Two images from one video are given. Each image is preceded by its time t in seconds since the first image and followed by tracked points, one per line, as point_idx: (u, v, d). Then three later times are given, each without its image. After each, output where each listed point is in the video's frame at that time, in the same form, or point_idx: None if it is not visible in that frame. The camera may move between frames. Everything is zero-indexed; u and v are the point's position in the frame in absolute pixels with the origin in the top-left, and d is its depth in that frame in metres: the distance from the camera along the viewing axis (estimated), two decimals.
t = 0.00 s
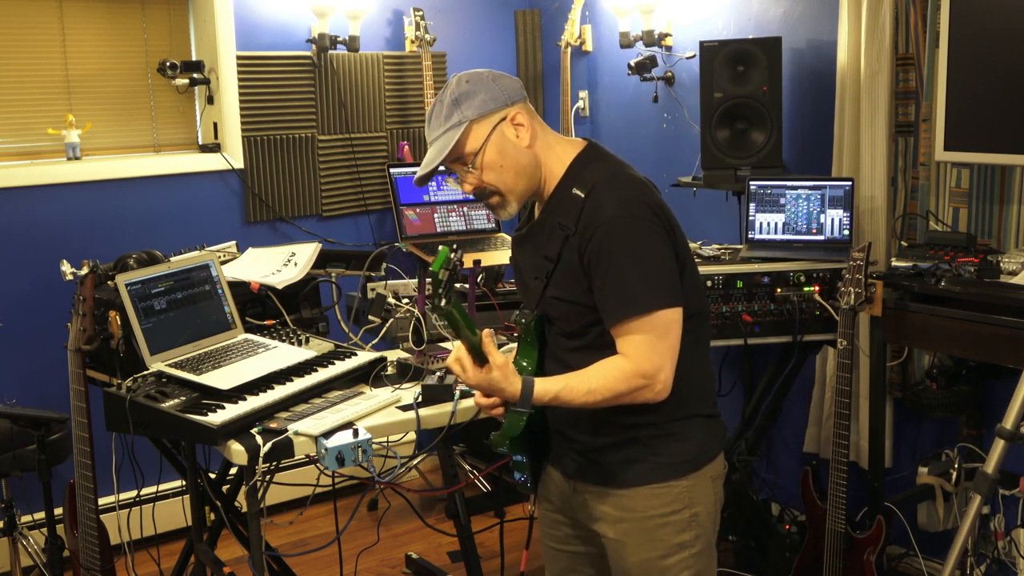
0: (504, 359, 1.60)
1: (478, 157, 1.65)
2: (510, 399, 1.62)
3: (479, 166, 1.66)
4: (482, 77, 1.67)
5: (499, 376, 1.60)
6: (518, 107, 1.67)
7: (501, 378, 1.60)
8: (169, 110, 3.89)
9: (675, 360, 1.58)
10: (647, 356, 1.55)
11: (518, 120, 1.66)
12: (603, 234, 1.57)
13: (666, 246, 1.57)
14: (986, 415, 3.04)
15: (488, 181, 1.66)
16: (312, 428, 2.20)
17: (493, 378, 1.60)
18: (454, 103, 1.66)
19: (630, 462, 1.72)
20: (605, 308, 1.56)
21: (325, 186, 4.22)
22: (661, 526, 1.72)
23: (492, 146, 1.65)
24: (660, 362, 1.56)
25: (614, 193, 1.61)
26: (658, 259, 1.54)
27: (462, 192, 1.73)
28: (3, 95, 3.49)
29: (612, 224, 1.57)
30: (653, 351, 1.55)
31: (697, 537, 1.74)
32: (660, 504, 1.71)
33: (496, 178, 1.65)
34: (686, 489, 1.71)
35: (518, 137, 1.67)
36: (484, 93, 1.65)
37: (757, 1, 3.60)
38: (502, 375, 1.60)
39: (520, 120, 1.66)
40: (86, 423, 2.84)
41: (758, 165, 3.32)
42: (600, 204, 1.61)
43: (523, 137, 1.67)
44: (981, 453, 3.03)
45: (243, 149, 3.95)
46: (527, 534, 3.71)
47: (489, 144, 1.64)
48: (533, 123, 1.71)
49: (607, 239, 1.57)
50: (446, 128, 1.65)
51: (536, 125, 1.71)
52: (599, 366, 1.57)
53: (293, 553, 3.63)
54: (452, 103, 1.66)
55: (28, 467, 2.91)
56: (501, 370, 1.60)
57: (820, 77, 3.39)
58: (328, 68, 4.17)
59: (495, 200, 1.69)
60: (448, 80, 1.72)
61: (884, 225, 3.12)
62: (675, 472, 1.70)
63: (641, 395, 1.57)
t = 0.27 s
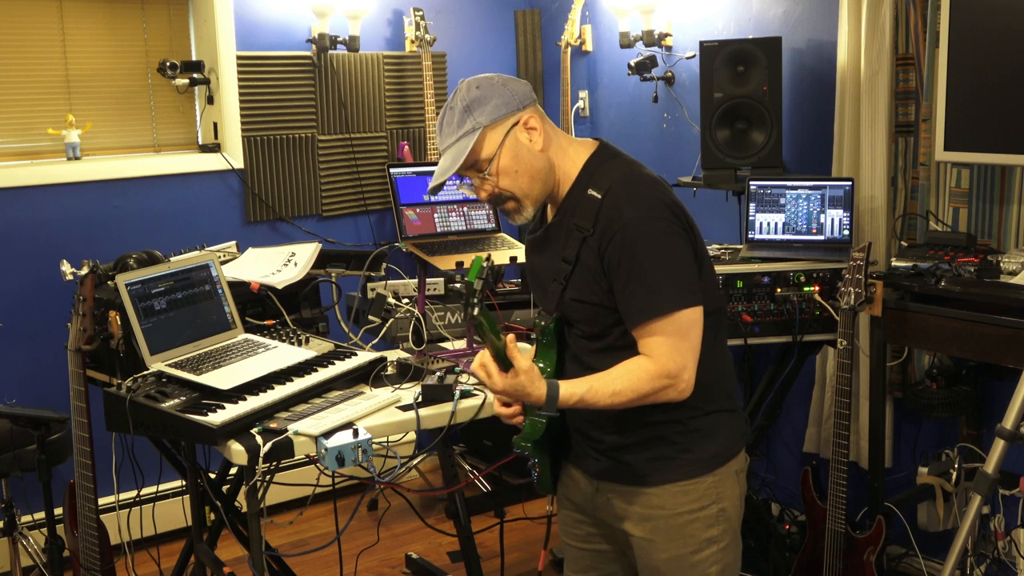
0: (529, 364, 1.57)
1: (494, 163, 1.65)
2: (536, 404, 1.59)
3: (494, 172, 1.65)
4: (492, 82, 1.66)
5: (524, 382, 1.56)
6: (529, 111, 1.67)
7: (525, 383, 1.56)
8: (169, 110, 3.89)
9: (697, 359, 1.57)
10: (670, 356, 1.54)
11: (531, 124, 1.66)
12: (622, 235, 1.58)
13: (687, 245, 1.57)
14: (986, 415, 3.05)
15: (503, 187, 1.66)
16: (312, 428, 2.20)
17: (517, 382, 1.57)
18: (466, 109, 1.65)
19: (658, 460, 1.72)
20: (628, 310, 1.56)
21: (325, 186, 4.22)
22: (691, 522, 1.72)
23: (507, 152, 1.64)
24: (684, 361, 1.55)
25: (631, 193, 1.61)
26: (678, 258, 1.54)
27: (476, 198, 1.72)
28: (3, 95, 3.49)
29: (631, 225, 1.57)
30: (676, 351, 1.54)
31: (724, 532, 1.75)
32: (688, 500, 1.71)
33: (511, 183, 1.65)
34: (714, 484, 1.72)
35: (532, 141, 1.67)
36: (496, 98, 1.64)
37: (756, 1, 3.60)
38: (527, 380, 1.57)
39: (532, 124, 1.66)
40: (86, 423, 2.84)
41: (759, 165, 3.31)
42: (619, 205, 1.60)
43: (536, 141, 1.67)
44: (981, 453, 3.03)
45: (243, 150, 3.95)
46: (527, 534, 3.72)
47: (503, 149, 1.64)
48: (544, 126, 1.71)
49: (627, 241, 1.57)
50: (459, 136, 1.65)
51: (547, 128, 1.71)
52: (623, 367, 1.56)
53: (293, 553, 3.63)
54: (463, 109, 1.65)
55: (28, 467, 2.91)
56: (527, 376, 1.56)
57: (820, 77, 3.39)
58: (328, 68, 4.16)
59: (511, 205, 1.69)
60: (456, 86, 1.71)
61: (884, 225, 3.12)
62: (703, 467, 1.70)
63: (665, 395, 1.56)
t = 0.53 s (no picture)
0: (557, 368, 1.57)
1: (515, 167, 1.65)
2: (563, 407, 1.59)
3: (515, 176, 1.65)
4: (510, 86, 1.67)
5: (552, 386, 1.57)
6: (548, 114, 1.68)
7: (553, 387, 1.57)
8: (169, 110, 3.89)
9: (721, 358, 1.57)
10: (695, 355, 1.54)
11: (551, 127, 1.67)
12: (645, 235, 1.57)
13: (710, 245, 1.57)
14: (986, 415, 3.05)
15: (525, 190, 1.66)
16: (312, 428, 2.20)
17: (545, 387, 1.57)
18: (485, 114, 1.65)
19: (685, 460, 1.71)
20: (651, 310, 1.56)
21: (325, 186, 4.22)
22: (721, 520, 1.72)
23: (527, 155, 1.65)
24: (709, 361, 1.55)
25: (653, 193, 1.61)
26: (701, 258, 1.54)
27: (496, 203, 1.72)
28: (4, 95, 3.49)
29: (654, 225, 1.56)
30: (701, 351, 1.54)
31: (752, 529, 1.75)
32: (717, 500, 1.71)
33: (533, 186, 1.65)
34: (742, 482, 1.72)
35: (551, 144, 1.67)
36: (515, 102, 1.65)
37: (757, 1, 3.60)
38: (554, 383, 1.57)
39: (552, 127, 1.66)
40: (86, 423, 2.84)
41: (759, 165, 3.31)
42: (641, 206, 1.60)
43: (556, 144, 1.67)
44: (981, 453, 3.03)
45: (243, 150, 3.95)
46: (527, 533, 3.72)
47: (524, 153, 1.64)
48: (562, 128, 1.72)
49: (650, 240, 1.56)
50: (479, 140, 1.65)
51: (566, 131, 1.71)
52: (648, 368, 1.56)
53: (293, 553, 3.63)
54: (483, 114, 1.65)
55: (28, 467, 2.91)
56: (555, 379, 1.56)
57: (820, 77, 3.39)
58: (328, 68, 4.16)
59: (533, 208, 1.68)
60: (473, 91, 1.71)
61: (884, 225, 3.12)
62: (731, 466, 1.71)
63: (691, 395, 1.56)
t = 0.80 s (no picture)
0: (585, 371, 1.57)
1: (539, 170, 1.64)
2: (591, 409, 1.59)
3: (539, 180, 1.65)
4: (533, 90, 1.67)
5: (580, 390, 1.57)
6: (571, 116, 1.67)
7: (580, 391, 1.57)
8: (169, 110, 3.89)
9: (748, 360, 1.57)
10: (724, 357, 1.54)
11: (574, 129, 1.66)
12: (672, 236, 1.57)
13: (737, 246, 1.57)
14: (986, 415, 3.05)
15: (550, 193, 1.65)
16: (312, 428, 2.20)
17: (573, 391, 1.57)
18: (508, 119, 1.66)
19: (712, 462, 1.71)
20: (679, 311, 1.56)
21: (325, 186, 4.22)
22: (747, 521, 1.72)
23: (551, 158, 1.64)
24: (737, 362, 1.55)
25: (680, 194, 1.61)
26: (729, 259, 1.54)
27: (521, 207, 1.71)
28: (4, 95, 3.49)
29: (681, 225, 1.56)
30: (728, 353, 1.54)
31: (777, 530, 1.75)
32: (744, 501, 1.71)
33: (558, 189, 1.65)
34: (768, 483, 1.72)
35: (575, 147, 1.66)
36: (538, 106, 1.65)
37: (757, 1, 3.60)
38: (582, 387, 1.57)
39: (576, 129, 1.66)
40: (85, 423, 2.84)
41: (759, 165, 3.31)
42: (667, 207, 1.60)
43: (580, 147, 1.67)
44: (981, 453, 3.03)
45: (243, 150, 3.95)
46: (528, 533, 3.72)
47: (548, 156, 1.64)
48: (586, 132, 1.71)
49: (677, 241, 1.56)
50: (503, 145, 1.65)
51: (589, 134, 1.71)
52: (676, 370, 1.56)
53: (293, 553, 3.63)
54: (506, 119, 1.66)
55: (28, 467, 2.91)
56: (583, 382, 1.57)
57: (820, 77, 3.39)
58: (328, 68, 4.16)
59: (557, 211, 1.68)
60: (495, 96, 1.72)
61: (884, 225, 3.12)
62: (758, 467, 1.70)
63: (718, 397, 1.56)
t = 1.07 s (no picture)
0: (607, 364, 1.55)
1: (566, 164, 1.64)
2: (610, 405, 1.57)
3: (565, 174, 1.65)
4: (560, 84, 1.67)
5: (602, 383, 1.54)
6: (598, 112, 1.67)
7: (603, 383, 1.54)
8: (169, 110, 3.89)
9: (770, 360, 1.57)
10: (746, 356, 1.54)
11: (601, 124, 1.66)
12: (698, 233, 1.57)
13: (762, 246, 1.57)
14: (986, 415, 3.05)
15: (576, 187, 1.65)
16: (312, 428, 2.20)
17: (595, 383, 1.54)
18: (535, 112, 1.65)
19: (730, 464, 1.71)
20: (703, 308, 1.55)
21: (325, 186, 4.22)
22: (763, 525, 1.72)
23: (578, 153, 1.64)
24: (759, 362, 1.55)
25: (705, 192, 1.61)
26: (754, 257, 1.54)
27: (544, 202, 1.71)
28: (3, 95, 3.49)
29: (707, 223, 1.56)
30: (751, 352, 1.54)
31: (792, 533, 1.75)
32: (760, 505, 1.71)
33: (584, 184, 1.64)
34: (784, 486, 1.72)
35: (601, 142, 1.66)
36: (565, 100, 1.65)
37: (757, 1, 3.60)
38: (604, 381, 1.55)
39: (602, 124, 1.66)
40: (85, 423, 2.84)
41: (758, 165, 3.31)
42: (692, 205, 1.60)
43: (607, 142, 1.67)
44: (981, 453, 3.04)
45: (243, 150, 3.95)
46: (528, 533, 3.72)
47: (575, 150, 1.64)
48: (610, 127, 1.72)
49: (702, 238, 1.56)
50: (529, 138, 1.65)
51: (615, 130, 1.71)
52: (698, 368, 1.56)
53: (293, 553, 3.63)
54: (533, 112, 1.66)
55: (28, 467, 2.91)
56: (606, 374, 1.54)
57: (820, 77, 3.39)
58: (328, 68, 4.16)
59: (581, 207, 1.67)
60: (521, 90, 1.72)
61: (884, 225, 3.13)
62: (775, 471, 1.71)
63: (739, 397, 1.56)
